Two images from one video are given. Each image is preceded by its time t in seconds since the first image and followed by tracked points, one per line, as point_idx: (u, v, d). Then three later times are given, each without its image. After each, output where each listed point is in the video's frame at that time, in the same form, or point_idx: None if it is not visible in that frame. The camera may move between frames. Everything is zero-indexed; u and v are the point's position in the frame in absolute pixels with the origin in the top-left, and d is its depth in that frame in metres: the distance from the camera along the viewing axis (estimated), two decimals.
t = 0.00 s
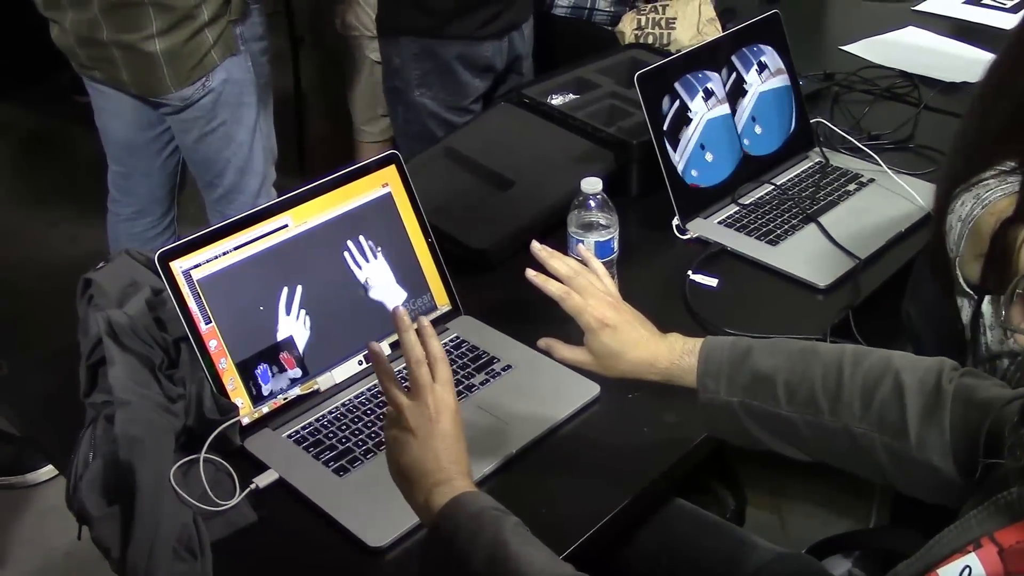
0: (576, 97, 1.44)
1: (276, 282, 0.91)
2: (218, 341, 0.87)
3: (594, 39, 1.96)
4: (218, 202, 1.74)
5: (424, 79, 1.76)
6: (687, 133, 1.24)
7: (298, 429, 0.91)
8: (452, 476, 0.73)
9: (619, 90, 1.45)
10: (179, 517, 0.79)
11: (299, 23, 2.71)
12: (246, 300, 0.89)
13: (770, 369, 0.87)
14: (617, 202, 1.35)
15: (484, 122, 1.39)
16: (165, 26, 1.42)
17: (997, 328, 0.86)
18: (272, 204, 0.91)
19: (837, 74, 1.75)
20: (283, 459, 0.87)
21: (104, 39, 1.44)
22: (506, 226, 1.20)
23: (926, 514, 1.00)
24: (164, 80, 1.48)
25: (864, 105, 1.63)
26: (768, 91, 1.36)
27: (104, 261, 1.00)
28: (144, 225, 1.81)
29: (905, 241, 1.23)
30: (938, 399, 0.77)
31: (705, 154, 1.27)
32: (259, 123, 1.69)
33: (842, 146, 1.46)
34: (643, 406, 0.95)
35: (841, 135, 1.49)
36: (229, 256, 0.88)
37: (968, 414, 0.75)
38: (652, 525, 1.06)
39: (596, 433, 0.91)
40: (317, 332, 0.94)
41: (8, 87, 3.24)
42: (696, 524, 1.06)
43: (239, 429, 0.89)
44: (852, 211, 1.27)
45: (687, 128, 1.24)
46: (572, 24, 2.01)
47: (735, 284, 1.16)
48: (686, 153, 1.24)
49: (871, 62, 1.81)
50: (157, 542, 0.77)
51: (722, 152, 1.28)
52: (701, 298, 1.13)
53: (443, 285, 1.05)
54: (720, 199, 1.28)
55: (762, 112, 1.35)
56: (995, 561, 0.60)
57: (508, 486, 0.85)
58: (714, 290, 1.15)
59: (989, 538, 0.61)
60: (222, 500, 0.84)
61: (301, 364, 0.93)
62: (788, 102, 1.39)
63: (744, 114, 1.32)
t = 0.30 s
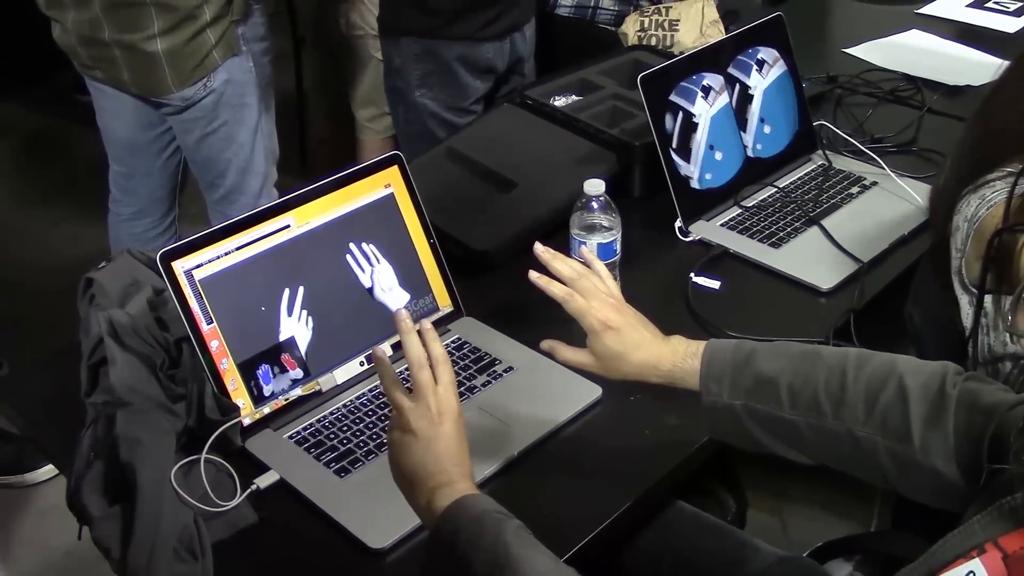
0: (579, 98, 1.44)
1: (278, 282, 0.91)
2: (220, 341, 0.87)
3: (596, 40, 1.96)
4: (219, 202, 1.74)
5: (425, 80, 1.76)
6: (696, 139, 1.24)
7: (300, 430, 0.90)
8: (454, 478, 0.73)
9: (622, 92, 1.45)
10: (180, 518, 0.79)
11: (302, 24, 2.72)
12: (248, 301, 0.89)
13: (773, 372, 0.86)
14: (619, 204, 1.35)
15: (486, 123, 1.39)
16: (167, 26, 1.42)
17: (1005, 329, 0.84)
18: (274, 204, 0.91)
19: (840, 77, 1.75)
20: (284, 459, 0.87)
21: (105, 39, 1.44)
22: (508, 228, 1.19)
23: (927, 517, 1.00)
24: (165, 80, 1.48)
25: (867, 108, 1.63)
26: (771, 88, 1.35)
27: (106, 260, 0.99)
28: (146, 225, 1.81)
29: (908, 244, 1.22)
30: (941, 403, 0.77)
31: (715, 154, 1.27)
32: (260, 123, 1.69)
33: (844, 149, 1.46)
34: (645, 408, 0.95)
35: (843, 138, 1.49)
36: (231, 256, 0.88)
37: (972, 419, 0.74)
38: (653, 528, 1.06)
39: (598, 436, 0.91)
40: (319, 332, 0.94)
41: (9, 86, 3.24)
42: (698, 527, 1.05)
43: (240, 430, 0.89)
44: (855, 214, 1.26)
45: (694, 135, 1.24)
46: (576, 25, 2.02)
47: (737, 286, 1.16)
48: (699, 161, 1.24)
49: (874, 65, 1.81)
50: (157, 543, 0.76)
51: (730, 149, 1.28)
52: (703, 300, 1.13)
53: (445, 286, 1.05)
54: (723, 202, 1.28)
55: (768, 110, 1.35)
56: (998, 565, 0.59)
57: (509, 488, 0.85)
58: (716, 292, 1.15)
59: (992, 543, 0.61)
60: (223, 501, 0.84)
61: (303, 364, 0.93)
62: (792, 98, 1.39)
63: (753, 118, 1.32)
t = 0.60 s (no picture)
0: (582, 97, 1.44)
1: (279, 282, 0.90)
2: (221, 340, 0.87)
3: (598, 39, 1.95)
4: (221, 201, 1.73)
5: (426, 78, 1.76)
6: (696, 142, 1.23)
7: (301, 430, 0.90)
8: (450, 485, 0.72)
9: (625, 90, 1.44)
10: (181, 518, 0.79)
11: (303, 22, 2.71)
12: (249, 300, 0.88)
13: (778, 373, 0.86)
14: (622, 203, 1.34)
15: (488, 122, 1.38)
16: (168, 24, 1.42)
17: (1008, 328, 0.82)
18: (275, 203, 0.90)
19: (844, 76, 1.74)
20: (285, 459, 0.86)
21: (107, 37, 1.44)
22: (510, 227, 1.19)
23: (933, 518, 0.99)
24: (165, 78, 1.47)
25: (871, 107, 1.62)
26: (772, 93, 1.34)
27: (106, 258, 0.99)
28: (146, 224, 1.80)
29: (912, 244, 1.22)
30: (947, 405, 0.76)
31: (716, 158, 1.26)
32: (262, 122, 1.68)
33: (848, 148, 1.45)
34: (648, 408, 0.94)
35: (847, 138, 1.48)
36: (232, 255, 0.88)
37: (978, 421, 0.74)
38: (656, 529, 1.05)
39: (601, 436, 0.91)
40: (321, 332, 0.93)
41: (10, 84, 3.24)
42: (701, 528, 1.05)
43: (241, 430, 0.88)
44: (859, 213, 1.26)
45: (695, 138, 1.23)
46: (576, 25, 2.02)
47: (740, 286, 1.15)
48: (700, 164, 1.24)
49: (878, 64, 1.80)
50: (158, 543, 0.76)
51: (731, 153, 1.28)
52: (707, 300, 1.13)
53: (448, 285, 1.04)
54: (726, 201, 1.28)
55: (769, 113, 1.34)
56: (1007, 568, 0.59)
57: (512, 489, 0.85)
58: (720, 292, 1.14)
59: (1000, 546, 0.60)
60: (225, 501, 0.84)
61: (304, 364, 0.93)
62: (794, 101, 1.38)
63: (754, 122, 1.31)
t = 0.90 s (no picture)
0: (584, 92, 1.43)
1: (280, 276, 0.90)
2: (221, 335, 0.86)
3: (599, 33, 1.94)
4: (222, 194, 1.72)
5: (424, 72, 1.75)
6: (696, 135, 1.22)
7: (301, 425, 0.90)
8: (451, 483, 0.72)
9: (627, 85, 1.43)
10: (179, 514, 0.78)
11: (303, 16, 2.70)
12: (250, 295, 0.88)
13: (782, 369, 0.85)
14: (624, 198, 1.33)
15: (490, 117, 1.37)
16: (169, 17, 1.41)
17: (1017, 322, 0.82)
18: (276, 197, 0.89)
19: (847, 72, 1.73)
20: (284, 454, 0.86)
21: (107, 29, 1.43)
22: (512, 222, 1.18)
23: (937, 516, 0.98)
24: (166, 71, 1.46)
25: (874, 103, 1.62)
26: (774, 88, 1.33)
27: (106, 252, 0.98)
28: (147, 218, 1.80)
29: (916, 240, 1.21)
30: (953, 402, 0.76)
31: (717, 153, 1.25)
32: (263, 115, 1.68)
33: (852, 144, 1.45)
34: (651, 404, 0.94)
35: (851, 133, 1.48)
36: (233, 249, 0.87)
37: (984, 418, 0.73)
38: (658, 525, 1.05)
39: (603, 432, 0.90)
40: (322, 327, 0.93)
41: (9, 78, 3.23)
42: (704, 525, 1.04)
43: (241, 425, 0.88)
44: (863, 209, 1.25)
45: (695, 131, 1.22)
46: (577, 19, 2.01)
47: (743, 282, 1.15)
48: (700, 159, 1.23)
49: (880, 59, 1.79)
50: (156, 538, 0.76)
51: (732, 148, 1.27)
52: (709, 295, 1.12)
53: (449, 281, 1.04)
54: (730, 196, 1.27)
55: (771, 109, 1.33)
56: (1012, 566, 0.58)
57: (514, 485, 0.84)
58: (722, 288, 1.13)
59: (1006, 544, 0.60)
60: (226, 496, 0.84)
61: (305, 359, 0.92)
62: (797, 98, 1.37)
63: (754, 116, 1.30)
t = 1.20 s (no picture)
0: (585, 84, 1.42)
1: (280, 269, 0.89)
2: (221, 328, 0.86)
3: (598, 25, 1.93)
4: (226, 182, 1.72)
5: (421, 64, 1.74)
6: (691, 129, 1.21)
7: (300, 419, 0.89)
8: (452, 478, 0.71)
9: (628, 77, 1.43)
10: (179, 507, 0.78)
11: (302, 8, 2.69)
12: (250, 287, 0.87)
13: (787, 362, 0.85)
14: (626, 191, 1.33)
15: (490, 109, 1.37)
16: (170, 7, 1.40)
17: None
18: (276, 189, 0.89)
19: (849, 64, 1.72)
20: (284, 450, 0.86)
21: (107, 20, 1.42)
22: (513, 215, 1.17)
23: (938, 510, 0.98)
24: (167, 62, 1.46)
25: (876, 95, 1.61)
26: (773, 82, 1.32)
27: (104, 245, 0.97)
28: (145, 210, 1.79)
29: (918, 233, 1.20)
30: (958, 396, 0.75)
31: (712, 147, 1.23)
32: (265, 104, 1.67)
33: (854, 136, 1.44)
34: (652, 398, 0.93)
35: (853, 126, 1.47)
36: (232, 242, 0.86)
37: (989, 412, 0.72)
38: (659, 519, 1.04)
39: (605, 426, 0.90)
40: (322, 320, 0.92)
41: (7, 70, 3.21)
42: (705, 518, 1.04)
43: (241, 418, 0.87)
44: (866, 202, 1.25)
45: (693, 125, 1.21)
46: (576, 11, 2.00)
47: (745, 275, 1.14)
48: (694, 153, 1.22)
49: (881, 52, 1.78)
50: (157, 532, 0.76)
51: (728, 143, 1.25)
52: (711, 289, 1.12)
53: (450, 274, 1.03)
54: (732, 189, 1.26)
55: (768, 103, 1.31)
56: (1018, 561, 0.58)
57: (516, 479, 0.84)
58: (724, 281, 1.13)
59: (1011, 538, 0.59)
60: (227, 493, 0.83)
61: (304, 353, 0.92)
62: (796, 92, 1.35)
63: (751, 110, 1.28)
